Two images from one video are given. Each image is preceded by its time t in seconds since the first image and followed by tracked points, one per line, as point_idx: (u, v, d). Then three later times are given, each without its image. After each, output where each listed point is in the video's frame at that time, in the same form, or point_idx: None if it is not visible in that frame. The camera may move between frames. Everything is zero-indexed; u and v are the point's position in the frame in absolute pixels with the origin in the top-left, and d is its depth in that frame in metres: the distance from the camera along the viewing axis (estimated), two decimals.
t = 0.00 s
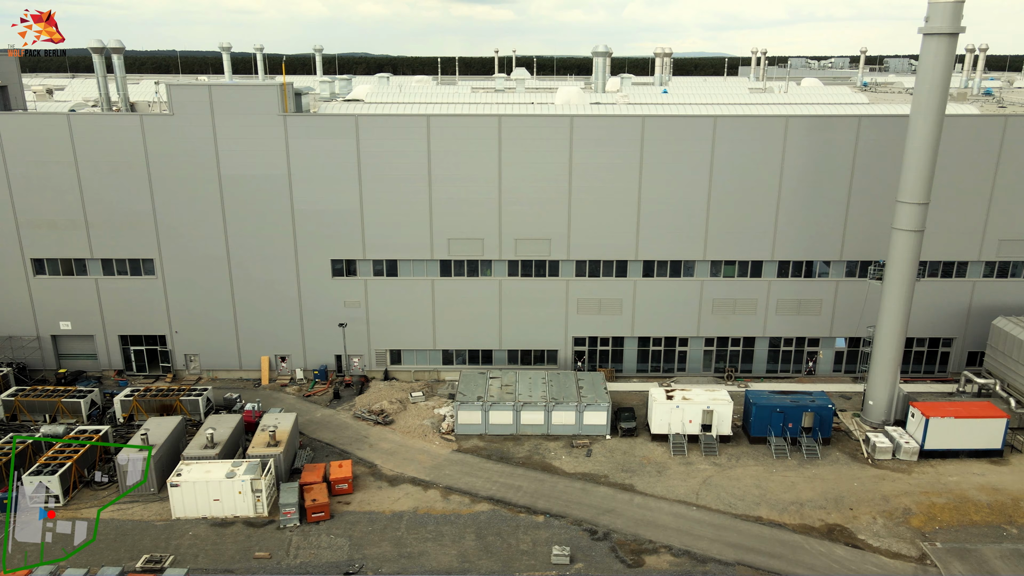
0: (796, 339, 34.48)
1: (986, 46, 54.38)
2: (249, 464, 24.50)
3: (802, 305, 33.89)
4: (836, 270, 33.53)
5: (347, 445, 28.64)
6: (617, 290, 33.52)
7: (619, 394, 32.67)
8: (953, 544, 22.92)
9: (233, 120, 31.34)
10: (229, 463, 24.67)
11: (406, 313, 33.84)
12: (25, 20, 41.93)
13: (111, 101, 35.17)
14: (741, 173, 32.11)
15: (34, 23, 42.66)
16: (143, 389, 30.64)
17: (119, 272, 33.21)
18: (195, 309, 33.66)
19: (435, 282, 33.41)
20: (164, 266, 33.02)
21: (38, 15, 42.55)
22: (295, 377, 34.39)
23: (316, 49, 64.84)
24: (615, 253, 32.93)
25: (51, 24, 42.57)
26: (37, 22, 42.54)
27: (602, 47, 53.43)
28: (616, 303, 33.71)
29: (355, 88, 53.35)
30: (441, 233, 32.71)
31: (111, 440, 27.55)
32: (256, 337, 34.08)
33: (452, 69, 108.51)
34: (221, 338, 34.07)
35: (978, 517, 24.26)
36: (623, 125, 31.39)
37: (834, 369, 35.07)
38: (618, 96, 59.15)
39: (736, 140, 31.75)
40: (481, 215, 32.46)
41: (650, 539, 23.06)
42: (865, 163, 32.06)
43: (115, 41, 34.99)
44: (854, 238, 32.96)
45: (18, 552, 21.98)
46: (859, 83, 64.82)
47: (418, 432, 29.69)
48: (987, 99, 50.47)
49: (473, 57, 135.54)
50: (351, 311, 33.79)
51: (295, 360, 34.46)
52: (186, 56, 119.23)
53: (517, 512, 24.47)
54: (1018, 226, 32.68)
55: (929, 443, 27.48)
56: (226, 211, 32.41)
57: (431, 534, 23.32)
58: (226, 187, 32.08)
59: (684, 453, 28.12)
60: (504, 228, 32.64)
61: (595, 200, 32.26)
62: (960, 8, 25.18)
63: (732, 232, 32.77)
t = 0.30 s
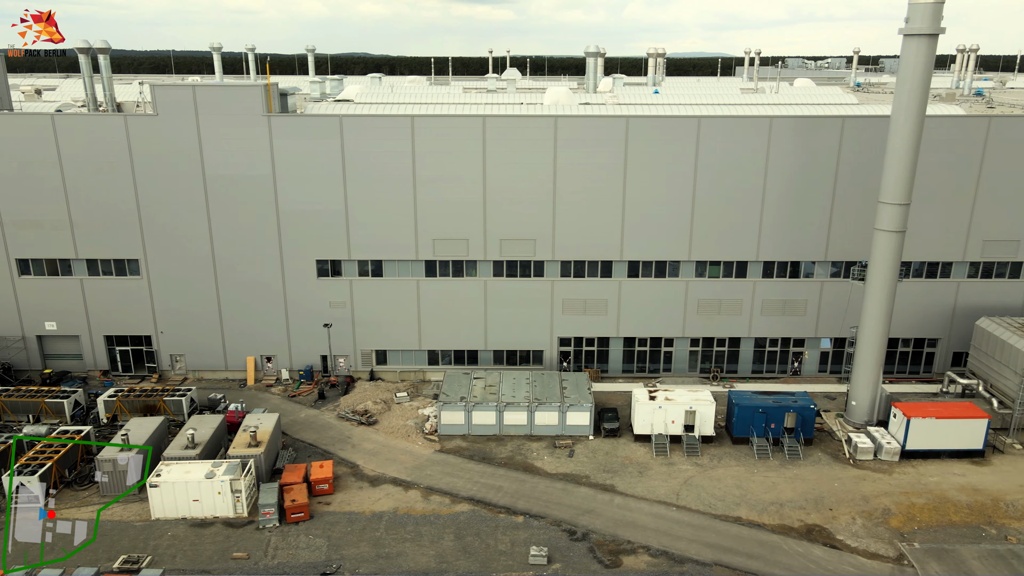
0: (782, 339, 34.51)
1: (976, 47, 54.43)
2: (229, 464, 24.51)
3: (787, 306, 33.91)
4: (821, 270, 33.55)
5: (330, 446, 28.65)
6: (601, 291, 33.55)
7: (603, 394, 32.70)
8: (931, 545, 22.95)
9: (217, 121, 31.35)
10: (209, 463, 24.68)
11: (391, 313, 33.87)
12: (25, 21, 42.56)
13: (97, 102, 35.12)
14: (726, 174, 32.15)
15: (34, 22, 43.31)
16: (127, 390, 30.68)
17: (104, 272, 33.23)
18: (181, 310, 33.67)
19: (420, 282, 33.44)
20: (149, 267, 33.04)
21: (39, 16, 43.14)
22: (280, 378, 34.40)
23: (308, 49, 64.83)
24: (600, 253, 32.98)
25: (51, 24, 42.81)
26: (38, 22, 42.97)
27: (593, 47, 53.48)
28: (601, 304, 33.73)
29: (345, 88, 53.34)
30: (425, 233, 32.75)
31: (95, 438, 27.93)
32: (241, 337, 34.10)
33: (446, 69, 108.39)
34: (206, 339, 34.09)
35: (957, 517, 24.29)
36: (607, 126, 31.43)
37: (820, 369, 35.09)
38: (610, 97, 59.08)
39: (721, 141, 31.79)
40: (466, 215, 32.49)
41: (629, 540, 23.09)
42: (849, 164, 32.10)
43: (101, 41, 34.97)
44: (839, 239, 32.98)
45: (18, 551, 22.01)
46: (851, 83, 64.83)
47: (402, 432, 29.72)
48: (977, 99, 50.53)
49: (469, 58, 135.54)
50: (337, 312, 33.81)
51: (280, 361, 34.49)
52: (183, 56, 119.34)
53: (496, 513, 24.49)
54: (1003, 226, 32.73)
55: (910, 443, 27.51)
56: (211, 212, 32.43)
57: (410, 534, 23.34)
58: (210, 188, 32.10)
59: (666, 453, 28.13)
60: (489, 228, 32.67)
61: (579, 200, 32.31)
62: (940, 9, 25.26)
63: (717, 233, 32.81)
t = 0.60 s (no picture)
0: (767, 342, 34.53)
1: (967, 50, 54.54)
2: (209, 467, 24.60)
3: (772, 309, 33.94)
4: (806, 274, 33.58)
5: (313, 449, 28.63)
6: (587, 294, 33.58)
7: (588, 397, 32.71)
8: (910, 548, 22.94)
9: (202, 123, 31.38)
10: (189, 467, 24.67)
11: (377, 316, 33.89)
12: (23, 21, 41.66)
13: (84, 105, 35.14)
14: (711, 177, 32.19)
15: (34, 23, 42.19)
16: (111, 393, 30.68)
17: (90, 275, 33.24)
18: (167, 313, 33.69)
19: (405, 285, 33.46)
20: (135, 270, 33.06)
21: (40, 16, 42.36)
22: (266, 381, 34.39)
23: (301, 52, 64.86)
24: (585, 256, 33.01)
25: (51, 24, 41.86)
26: (39, 22, 42.11)
27: (585, 50, 53.57)
28: (587, 307, 33.76)
29: (336, 90, 53.38)
30: (411, 236, 32.78)
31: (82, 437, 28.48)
32: (227, 340, 34.10)
33: (443, 71, 108.58)
34: (192, 342, 34.10)
35: (937, 521, 24.28)
36: (591, 129, 31.47)
37: (806, 372, 35.11)
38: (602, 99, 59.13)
39: (705, 144, 31.83)
40: (451, 218, 32.53)
41: (608, 543, 23.08)
42: (833, 167, 32.15)
43: (88, 43, 34.97)
44: (823, 242, 33.02)
45: (18, 551, 22.29)
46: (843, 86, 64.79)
47: (385, 435, 29.71)
48: (968, 102, 50.63)
49: (465, 60, 135.68)
50: (322, 315, 33.82)
51: (266, 364, 34.49)
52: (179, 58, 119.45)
53: (477, 516, 24.48)
54: (987, 229, 32.76)
55: (892, 446, 27.52)
56: (196, 215, 32.45)
57: (389, 538, 23.33)
58: (195, 191, 32.13)
59: (649, 457, 28.11)
60: (474, 231, 32.70)
61: (565, 204, 32.35)
62: (920, 13, 25.33)
63: (702, 236, 32.86)
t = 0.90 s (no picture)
0: (753, 346, 34.55)
1: (957, 55, 54.69)
2: (189, 471, 24.51)
3: (758, 312, 33.96)
4: (791, 277, 33.62)
5: (296, 453, 28.59)
6: (572, 298, 33.62)
7: (573, 401, 32.69)
8: (890, 552, 22.93)
9: (187, 128, 31.43)
10: (169, 471, 24.62)
11: (363, 320, 33.91)
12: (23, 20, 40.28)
13: (71, 108, 34.90)
14: (696, 181, 32.24)
15: (34, 23, 40.55)
16: (95, 397, 30.64)
17: (75, 279, 33.25)
18: (153, 317, 33.70)
19: (391, 289, 33.49)
20: (121, 274, 33.07)
21: (41, 16, 40.71)
22: (252, 385, 34.34)
23: (294, 55, 64.91)
24: (570, 260, 33.05)
25: (52, 23, 40.18)
26: (41, 23, 40.46)
27: (576, 54, 53.69)
28: (572, 310, 33.79)
29: (327, 95, 53.44)
30: (396, 239, 32.82)
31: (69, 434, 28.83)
32: (213, 344, 34.10)
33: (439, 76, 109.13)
34: (178, 346, 34.09)
35: (918, 524, 24.27)
36: (575, 133, 31.54)
37: (792, 376, 35.12)
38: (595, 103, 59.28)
39: (689, 148, 31.90)
40: (436, 222, 32.58)
41: (587, 547, 23.06)
42: (818, 171, 32.20)
43: (76, 47, 35.08)
44: (808, 245, 33.07)
45: (18, 551, 22.46)
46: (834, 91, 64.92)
47: (369, 439, 29.70)
48: (957, 107, 50.81)
49: (462, 65, 136.25)
50: (308, 318, 33.84)
51: (252, 368, 34.48)
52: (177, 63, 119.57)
53: (457, 520, 24.45)
54: (972, 233, 32.81)
55: (875, 450, 27.52)
56: (182, 219, 32.48)
57: (368, 542, 23.29)
58: (181, 195, 32.17)
59: (632, 461, 28.08)
60: (459, 235, 32.73)
61: (550, 207, 32.40)
62: (900, 17, 25.42)
63: (687, 240, 32.89)
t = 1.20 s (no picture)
0: (740, 350, 34.55)
1: (947, 59, 54.78)
2: (169, 476, 24.47)
3: (743, 316, 33.99)
4: (776, 281, 33.66)
5: (279, 457, 28.56)
6: (558, 302, 33.65)
7: (559, 405, 32.68)
8: (869, 556, 22.90)
9: (172, 131, 31.50)
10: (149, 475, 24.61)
11: (349, 324, 33.92)
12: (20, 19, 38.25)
13: (59, 112, 34.89)
14: (680, 184, 32.30)
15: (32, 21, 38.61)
16: (79, 401, 30.62)
17: (61, 282, 33.25)
18: (139, 320, 33.71)
19: (376, 293, 33.50)
20: (107, 278, 33.10)
21: (39, 13, 39.11)
22: (238, 389, 34.31)
23: (288, 60, 65.02)
24: (556, 264, 33.08)
25: (52, 24, 38.62)
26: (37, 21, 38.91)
27: (567, 58, 53.77)
28: (558, 314, 33.81)
29: (319, 99, 53.54)
30: (382, 243, 32.86)
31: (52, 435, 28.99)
32: (199, 348, 34.09)
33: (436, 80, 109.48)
34: (164, 350, 34.09)
35: (898, 528, 24.25)
36: (560, 137, 31.63)
37: (778, 380, 35.12)
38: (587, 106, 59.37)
39: (674, 151, 31.96)
40: (422, 226, 32.62)
41: (566, 551, 23.02)
42: (803, 175, 32.25)
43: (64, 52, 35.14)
44: (794, 249, 33.09)
45: (18, 551, 22.67)
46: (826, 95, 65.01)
47: (353, 443, 29.68)
48: (946, 111, 50.90)
49: (459, 70, 137.01)
50: (294, 322, 33.85)
51: (238, 372, 34.48)
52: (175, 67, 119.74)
53: (437, 524, 24.42)
54: (956, 237, 32.85)
55: (857, 454, 27.52)
56: (168, 222, 32.51)
57: (348, 546, 23.24)
58: (166, 198, 32.20)
59: (615, 465, 28.07)
60: (445, 238, 32.78)
61: (535, 211, 32.44)
62: (880, 21, 25.53)
63: (672, 243, 32.93)
